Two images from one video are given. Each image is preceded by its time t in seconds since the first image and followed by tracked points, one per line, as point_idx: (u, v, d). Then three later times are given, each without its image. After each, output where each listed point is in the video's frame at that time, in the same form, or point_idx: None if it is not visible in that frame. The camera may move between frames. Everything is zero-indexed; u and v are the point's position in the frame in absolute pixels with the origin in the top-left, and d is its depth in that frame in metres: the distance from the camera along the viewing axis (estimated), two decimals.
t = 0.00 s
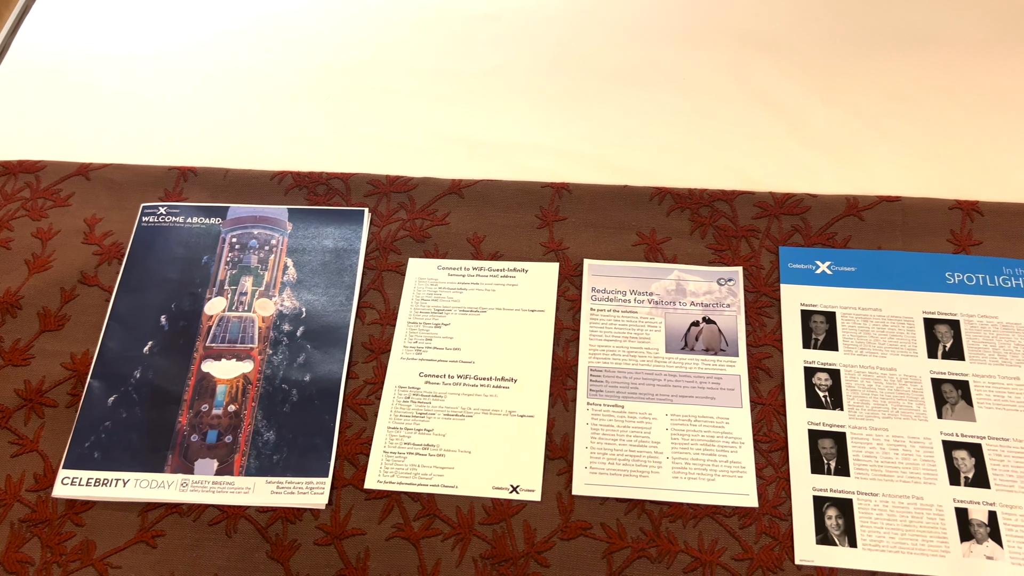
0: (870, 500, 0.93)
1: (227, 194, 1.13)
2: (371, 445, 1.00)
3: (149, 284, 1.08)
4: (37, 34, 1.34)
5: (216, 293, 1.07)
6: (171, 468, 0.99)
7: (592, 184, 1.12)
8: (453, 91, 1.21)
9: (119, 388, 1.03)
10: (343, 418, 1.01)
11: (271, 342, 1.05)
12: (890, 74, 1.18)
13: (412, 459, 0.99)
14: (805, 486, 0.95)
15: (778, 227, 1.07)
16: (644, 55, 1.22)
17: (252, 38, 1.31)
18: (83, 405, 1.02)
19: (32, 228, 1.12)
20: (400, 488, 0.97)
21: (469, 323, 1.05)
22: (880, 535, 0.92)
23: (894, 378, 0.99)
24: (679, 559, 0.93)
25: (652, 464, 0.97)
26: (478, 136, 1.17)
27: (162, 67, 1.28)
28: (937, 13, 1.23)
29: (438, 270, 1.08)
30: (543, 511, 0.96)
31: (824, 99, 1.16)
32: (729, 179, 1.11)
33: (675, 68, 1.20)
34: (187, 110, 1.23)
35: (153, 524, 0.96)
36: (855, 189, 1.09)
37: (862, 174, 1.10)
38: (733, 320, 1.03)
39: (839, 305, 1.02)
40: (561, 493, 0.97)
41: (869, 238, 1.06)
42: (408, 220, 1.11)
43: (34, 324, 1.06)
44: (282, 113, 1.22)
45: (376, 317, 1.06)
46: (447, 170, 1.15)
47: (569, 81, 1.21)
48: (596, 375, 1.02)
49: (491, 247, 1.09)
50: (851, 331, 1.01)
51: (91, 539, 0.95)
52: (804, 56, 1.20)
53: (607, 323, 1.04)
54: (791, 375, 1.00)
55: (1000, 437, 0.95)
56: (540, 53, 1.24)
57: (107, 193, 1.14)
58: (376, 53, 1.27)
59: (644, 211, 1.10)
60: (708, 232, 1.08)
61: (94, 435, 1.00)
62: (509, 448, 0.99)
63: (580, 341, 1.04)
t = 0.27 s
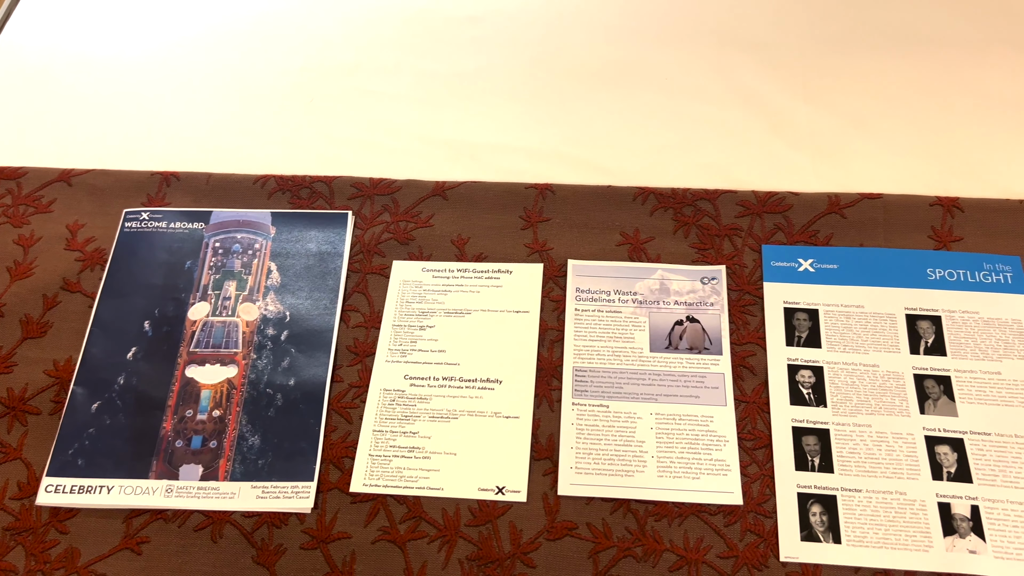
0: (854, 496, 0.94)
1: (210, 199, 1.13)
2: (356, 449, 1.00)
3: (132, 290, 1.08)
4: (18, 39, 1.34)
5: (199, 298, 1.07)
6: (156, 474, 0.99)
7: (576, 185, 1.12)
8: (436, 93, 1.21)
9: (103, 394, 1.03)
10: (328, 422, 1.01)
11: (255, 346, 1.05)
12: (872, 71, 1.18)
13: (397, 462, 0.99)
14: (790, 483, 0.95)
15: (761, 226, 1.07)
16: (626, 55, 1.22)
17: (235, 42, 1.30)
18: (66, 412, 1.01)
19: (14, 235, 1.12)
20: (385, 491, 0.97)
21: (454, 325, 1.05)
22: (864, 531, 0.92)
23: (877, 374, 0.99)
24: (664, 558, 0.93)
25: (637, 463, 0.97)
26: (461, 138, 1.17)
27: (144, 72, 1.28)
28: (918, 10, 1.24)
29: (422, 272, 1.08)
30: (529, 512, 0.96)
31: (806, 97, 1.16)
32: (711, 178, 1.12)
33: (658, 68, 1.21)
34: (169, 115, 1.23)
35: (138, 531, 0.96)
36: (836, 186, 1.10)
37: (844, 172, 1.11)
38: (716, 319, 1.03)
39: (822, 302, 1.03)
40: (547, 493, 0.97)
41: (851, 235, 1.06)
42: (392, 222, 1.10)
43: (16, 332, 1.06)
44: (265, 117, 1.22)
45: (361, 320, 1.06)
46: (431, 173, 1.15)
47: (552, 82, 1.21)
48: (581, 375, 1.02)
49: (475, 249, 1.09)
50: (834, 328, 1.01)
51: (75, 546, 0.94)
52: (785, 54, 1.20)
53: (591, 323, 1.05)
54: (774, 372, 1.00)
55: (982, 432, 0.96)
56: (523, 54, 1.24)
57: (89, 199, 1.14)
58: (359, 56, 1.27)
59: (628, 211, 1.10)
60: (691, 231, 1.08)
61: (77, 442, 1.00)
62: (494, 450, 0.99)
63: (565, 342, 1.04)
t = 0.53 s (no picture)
0: (842, 493, 0.94)
1: (196, 203, 1.13)
2: (345, 451, 0.99)
3: (118, 295, 1.08)
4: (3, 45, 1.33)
5: (186, 303, 1.07)
6: (144, 479, 0.98)
7: (563, 185, 1.12)
8: (423, 95, 1.22)
9: (90, 400, 1.02)
10: (317, 425, 1.01)
11: (243, 350, 1.05)
12: (857, 68, 1.18)
13: (386, 464, 0.99)
14: (778, 480, 0.96)
15: (747, 224, 1.08)
16: (612, 56, 1.23)
17: (221, 45, 1.30)
18: (54, 418, 1.01)
19: None
20: (375, 494, 0.97)
21: (442, 326, 1.05)
22: (852, 527, 0.93)
23: (864, 370, 0.99)
24: (653, 557, 0.93)
25: (626, 462, 0.97)
26: (448, 139, 1.17)
27: (130, 77, 1.27)
28: (902, 7, 1.24)
29: (410, 274, 1.08)
30: (518, 512, 0.96)
31: (792, 95, 1.16)
32: (698, 177, 1.12)
33: (644, 68, 1.21)
34: (155, 119, 1.22)
35: (126, 536, 0.95)
36: (821, 184, 1.10)
37: (830, 169, 1.11)
38: (703, 317, 1.04)
39: (808, 299, 1.03)
40: (536, 493, 0.97)
41: (837, 232, 1.06)
42: (379, 224, 1.10)
43: (3, 338, 1.06)
44: (252, 120, 1.21)
45: (349, 322, 1.06)
46: (418, 175, 1.15)
47: (538, 83, 1.21)
48: (569, 375, 1.02)
49: (463, 250, 1.09)
50: (820, 325, 1.02)
51: (63, 553, 0.94)
52: (771, 52, 1.20)
53: (579, 323, 1.05)
54: (761, 370, 1.01)
55: (968, 427, 0.96)
56: (509, 56, 1.24)
57: (75, 204, 1.14)
58: (345, 59, 1.27)
59: (615, 211, 1.10)
60: (678, 231, 1.08)
61: (65, 448, 1.00)
62: (483, 450, 0.99)
63: (553, 342, 1.04)
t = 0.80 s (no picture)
0: (830, 490, 0.95)
1: (183, 208, 1.13)
2: (334, 455, 0.99)
3: (105, 300, 1.07)
4: None
5: (174, 308, 1.07)
6: (132, 485, 0.98)
7: (550, 186, 1.12)
8: (409, 98, 1.21)
9: (77, 407, 1.02)
10: (305, 429, 1.01)
11: (231, 354, 1.04)
12: (842, 66, 1.19)
13: (375, 467, 0.98)
14: (766, 478, 0.96)
15: (734, 223, 1.08)
16: (599, 56, 1.23)
17: (207, 49, 1.30)
18: (41, 425, 1.01)
19: None
20: (364, 497, 0.97)
21: (430, 328, 1.05)
22: (840, 524, 0.93)
23: (851, 367, 1.00)
24: (643, 556, 0.93)
25: (615, 462, 0.98)
26: (435, 141, 1.17)
27: (116, 81, 1.27)
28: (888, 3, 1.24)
29: (398, 277, 1.08)
30: (508, 514, 0.96)
31: (778, 93, 1.17)
32: (684, 176, 1.12)
33: (630, 68, 1.21)
34: (141, 124, 1.22)
35: (115, 543, 0.95)
36: (807, 182, 1.10)
37: (816, 167, 1.11)
38: (691, 316, 1.04)
39: (795, 297, 1.03)
40: (525, 494, 0.97)
41: (823, 230, 1.07)
42: (367, 227, 1.10)
43: None
44: (238, 124, 1.21)
45: (337, 326, 1.06)
46: (405, 177, 1.15)
47: (525, 84, 1.21)
48: (558, 376, 1.02)
49: (451, 252, 1.09)
50: (807, 323, 1.02)
51: (52, 560, 0.94)
52: (757, 51, 1.21)
53: (568, 323, 1.05)
54: (749, 369, 1.01)
55: (955, 423, 0.97)
56: (496, 57, 1.24)
57: (61, 210, 1.13)
58: (332, 62, 1.26)
59: (602, 211, 1.10)
60: (665, 230, 1.09)
61: (52, 455, 0.99)
62: (472, 452, 0.99)
63: (541, 343, 1.04)
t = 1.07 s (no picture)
0: (814, 488, 0.95)
1: (165, 214, 1.12)
2: (319, 460, 0.99)
3: (87, 308, 1.06)
4: None
5: (156, 315, 1.06)
6: (116, 494, 0.97)
7: (533, 188, 1.12)
8: (392, 101, 1.21)
9: (60, 416, 1.01)
10: (290, 435, 1.01)
11: (215, 361, 1.04)
12: (823, 64, 1.19)
13: (360, 472, 0.98)
14: (751, 477, 0.96)
15: (717, 223, 1.08)
16: (581, 57, 1.23)
17: (188, 54, 1.29)
18: (23, 435, 1.00)
19: None
20: (350, 502, 0.97)
21: (414, 332, 1.05)
22: (825, 522, 0.93)
23: (834, 365, 1.00)
24: (629, 557, 0.93)
25: (600, 463, 0.98)
26: (419, 144, 1.17)
27: (97, 88, 1.26)
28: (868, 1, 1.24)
29: (382, 280, 1.08)
30: (494, 517, 0.96)
31: (760, 92, 1.17)
32: (667, 176, 1.12)
33: (612, 69, 1.21)
34: (122, 131, 1.21)
35: (99, 552, 0.94)
36: (790, 180, 1.10)
37: (798, 166, 1.11)
38: (675, 316, 1.04)
39: (778, 296, 1.04)
40: (511, 497, 0.97)
41: (806, 229, 1.07)
42: (350, 231, 1.10)
43: None
44: (220, 130, 1.21)
45: (321, 331, 1.06)
46: (388, 180, 1.14)
47: (508, 86, 1.21)
48: (543, 378, 1.02)
49: (435, 255, 1.09)
50: (791, 321, 1.02)
51: (35, 571, 0.93)
52: (739, 50, 1.21)
53: (552, 325, 1.05)
54: (733, 368, 1.01)
55: (938, 419, 0.97)
56: (478, 59, 1.24)
57: (42, 218, 1.13)
58: (314, 66, 1.26)
59: (586, 213, 1.10)
60: (648, 231, 1.09)
61: (35, 465, 0.98)
62: (458, 455, 0.99)
63: (526, 345, 1.04)
